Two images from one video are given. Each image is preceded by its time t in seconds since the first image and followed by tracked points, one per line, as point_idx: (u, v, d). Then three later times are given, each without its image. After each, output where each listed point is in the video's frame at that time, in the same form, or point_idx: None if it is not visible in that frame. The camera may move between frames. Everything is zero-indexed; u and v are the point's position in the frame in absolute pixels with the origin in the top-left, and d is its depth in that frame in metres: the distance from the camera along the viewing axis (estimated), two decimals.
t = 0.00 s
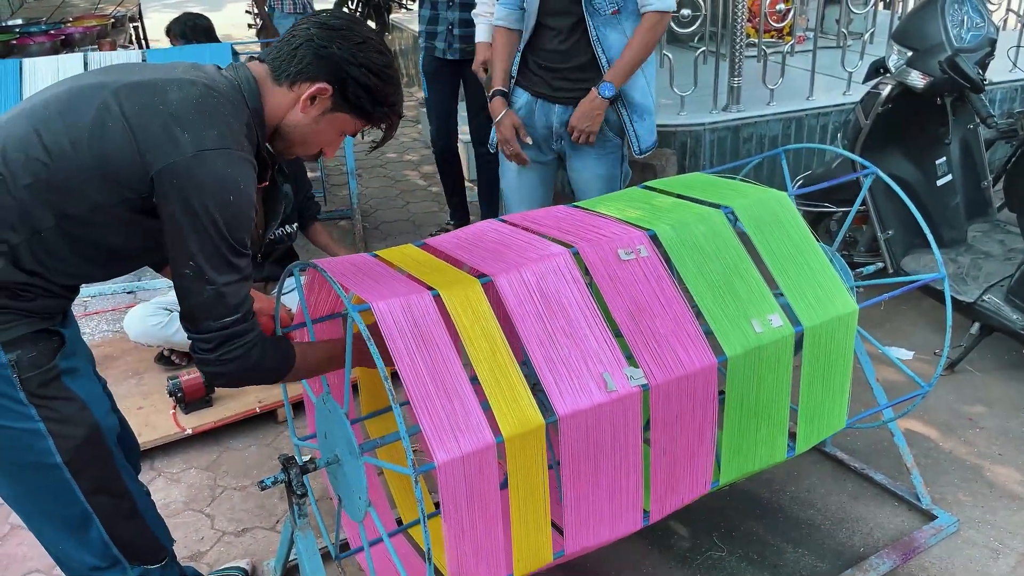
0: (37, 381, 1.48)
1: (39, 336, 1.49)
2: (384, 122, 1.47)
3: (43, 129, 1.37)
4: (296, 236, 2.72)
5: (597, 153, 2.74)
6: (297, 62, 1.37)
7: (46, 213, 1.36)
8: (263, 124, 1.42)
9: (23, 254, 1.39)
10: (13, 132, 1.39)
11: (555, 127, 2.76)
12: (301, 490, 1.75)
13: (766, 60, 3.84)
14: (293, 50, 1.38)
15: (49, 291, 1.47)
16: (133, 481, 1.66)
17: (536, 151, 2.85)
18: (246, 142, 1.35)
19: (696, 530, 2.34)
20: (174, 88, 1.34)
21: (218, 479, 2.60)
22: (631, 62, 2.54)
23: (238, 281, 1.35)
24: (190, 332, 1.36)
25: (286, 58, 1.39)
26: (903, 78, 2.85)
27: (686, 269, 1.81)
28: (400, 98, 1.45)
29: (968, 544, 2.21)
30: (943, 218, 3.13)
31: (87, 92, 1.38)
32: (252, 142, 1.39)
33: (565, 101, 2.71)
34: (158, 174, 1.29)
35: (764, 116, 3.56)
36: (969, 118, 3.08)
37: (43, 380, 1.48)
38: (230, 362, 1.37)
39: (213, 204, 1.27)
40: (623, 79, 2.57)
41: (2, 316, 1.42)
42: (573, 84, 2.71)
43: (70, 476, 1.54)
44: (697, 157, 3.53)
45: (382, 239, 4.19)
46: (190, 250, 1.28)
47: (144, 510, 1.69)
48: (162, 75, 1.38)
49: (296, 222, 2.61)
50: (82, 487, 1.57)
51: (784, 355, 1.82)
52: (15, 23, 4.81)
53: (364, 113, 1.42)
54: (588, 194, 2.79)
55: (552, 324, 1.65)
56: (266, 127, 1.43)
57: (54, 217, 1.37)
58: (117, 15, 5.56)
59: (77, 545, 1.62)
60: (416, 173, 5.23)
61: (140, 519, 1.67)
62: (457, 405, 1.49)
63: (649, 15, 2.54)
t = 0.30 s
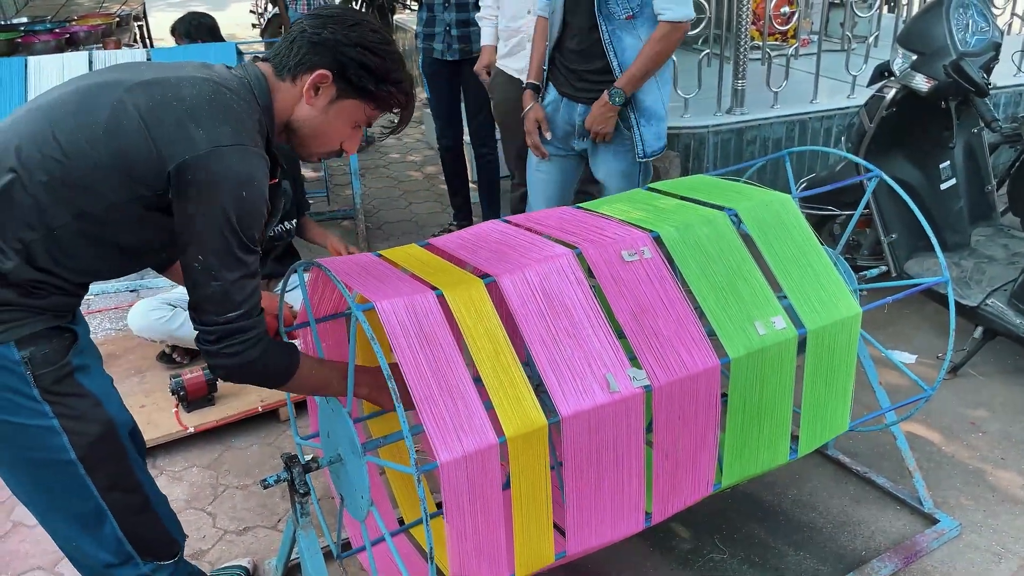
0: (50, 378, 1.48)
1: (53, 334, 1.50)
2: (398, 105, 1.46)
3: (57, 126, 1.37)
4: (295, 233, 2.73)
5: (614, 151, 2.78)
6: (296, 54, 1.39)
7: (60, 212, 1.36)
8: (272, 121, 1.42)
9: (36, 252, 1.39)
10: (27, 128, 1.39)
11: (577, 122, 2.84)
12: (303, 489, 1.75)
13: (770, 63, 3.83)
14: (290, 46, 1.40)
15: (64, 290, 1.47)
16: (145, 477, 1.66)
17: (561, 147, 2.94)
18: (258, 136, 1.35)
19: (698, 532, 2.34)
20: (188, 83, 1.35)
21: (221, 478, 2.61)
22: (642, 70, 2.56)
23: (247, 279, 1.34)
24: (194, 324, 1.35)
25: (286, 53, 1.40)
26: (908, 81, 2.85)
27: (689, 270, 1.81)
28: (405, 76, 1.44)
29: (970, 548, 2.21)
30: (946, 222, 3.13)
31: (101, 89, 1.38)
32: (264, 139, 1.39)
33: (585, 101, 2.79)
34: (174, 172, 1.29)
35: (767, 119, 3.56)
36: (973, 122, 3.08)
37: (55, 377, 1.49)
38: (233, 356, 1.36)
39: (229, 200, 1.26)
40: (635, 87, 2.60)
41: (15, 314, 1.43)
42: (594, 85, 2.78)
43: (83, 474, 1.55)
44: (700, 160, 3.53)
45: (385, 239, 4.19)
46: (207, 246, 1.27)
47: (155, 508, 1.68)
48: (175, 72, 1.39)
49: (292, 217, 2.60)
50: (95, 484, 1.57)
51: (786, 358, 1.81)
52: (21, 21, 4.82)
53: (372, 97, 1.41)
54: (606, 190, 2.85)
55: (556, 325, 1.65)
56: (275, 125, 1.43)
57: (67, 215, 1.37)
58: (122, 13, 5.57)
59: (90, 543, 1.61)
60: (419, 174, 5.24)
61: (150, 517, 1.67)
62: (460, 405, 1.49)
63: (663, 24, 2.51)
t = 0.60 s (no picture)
0: (68, 375, 1.49)
1: (71, 331, 1.50)
2: (412, 96, 1.47)
3: (80, 125, 1.37)
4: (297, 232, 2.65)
5: (621, 150, 2.80)
6: (308, 55, 1.40)
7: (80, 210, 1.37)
8: (290, 122, 1.44)
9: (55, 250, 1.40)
10: (49, 127, 1.39)
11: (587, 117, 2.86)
12: (309, 489, 1.75)
13: (775, 67, 3.84)
14: (301, 47, 1.41)
15: (82, 288, 1.48)
16: (158, 475, 1.67)
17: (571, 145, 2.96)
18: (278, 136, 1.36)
19: (701, 534, 2.34)
20: (209, 83, 1.35)
21: (225, 477, 2.61)
22: (653, 75, 2.56)
23: (271, 276, 1.36)
24: (217, 321, 1.36)
25: (297, 54, 1.42)
26: (914, 85, 2.84)
27: (694, 272, 1.82)
28: (416, 65, 1.45)
29: (973, 553, 2.21)
30: (951, 227, 3.13)
31: (122, 90, 1.38)
32: (283, 138, 1.40)
33: (595, 98, 2.80)
34: (198, 172, 1.29)
35: (772, 122, 3.56)
36: (978, 127, 3.08)
37: (73, 374, 1.50)
38: (256, 353, 1.38)
39: (254, 198, 1.28)
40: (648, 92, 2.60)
41: (32, 311, 1.43)
42: (604, 82, 2.79)
43: (99, 471, 1.55)
44: (705, 162, 3.53)
45: (390, 240, 4.20)
46: (232, 243, 1.29)
47: (167, 505, 1.69)
48: (196, 72, 1.40)
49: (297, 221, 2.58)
50: (111, 481, 1.57)
51: (790, 361, 1.82)
52: (29, 20, 4.84)
53: (387, 91, 1.42)
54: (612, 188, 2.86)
55: (562, 326, 1.65)
56: (293, 125, 1.44)
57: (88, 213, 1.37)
58: (129, 13, 5.59)
59: (104, 540, 1.62)
60: (424, 175, 5.25)
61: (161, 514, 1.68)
62: (467, 405, 1.50)
63: (675, 28, 2.52)
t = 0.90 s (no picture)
0: (80, 372, 1.50)
1: (82, 327, 1.51)
2: (420, 91, 1.48)
3: (92, 122, 1.38)
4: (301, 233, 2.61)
5: (621, 155, 2.80)
6: (315, 51, 1.41)
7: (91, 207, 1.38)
8: (299, 118, 1.44)
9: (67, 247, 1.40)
10: (61, 124, 1.40)
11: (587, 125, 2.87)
12: (312, 489, 1.76)
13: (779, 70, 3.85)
14: (308, 45, 1.42)
15: (94, 285, 1.48)
16: (167, 472, 1.68)
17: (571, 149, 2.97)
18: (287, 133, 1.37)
19: (704, 537, 2.35)
20: (220, 80, 1.36)
21: (229, 477, 2.62)
22: (650, 75, 2.57)
23: (272, 273, 1.36)
24: (216, 318, 1.37)
25: (305, 51, 1.43)
26: (918, 90, 2.86)
27: (697, 274, 1.82)
28: (424, 61, 1.46)
29: (976, 558, 2.21)
30: (955, 232, 3.13)
31: (134, 87, 1.39)
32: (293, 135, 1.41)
33: (596, 104, 2.82)
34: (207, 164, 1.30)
35: (777, 126, 3.57)
36: (982, 132, 3.08)
37: (84, 371, 1.50)
38: (252, 349, 1.39)
39: (262, 194, 1.29)
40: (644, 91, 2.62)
41: (45, 309, 1.44)
42: (604, 87, 2.79)
43: (109, 468, 1.56)
44: (709, 165, 3.54)
45: (394, 241, 4.21)
46: (239, 239, 1.29)
47: (175, 503, 1.70)
48: (207, 69, 1.41)
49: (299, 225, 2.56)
50: (121, 478, 1.58)
51: (794, 364, 1.82)
52: (36, 20, 4.86)
53: (394, 86, 1.43)
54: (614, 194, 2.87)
55: (565, 327, 1.66)
56: (302, 122, 1.45)
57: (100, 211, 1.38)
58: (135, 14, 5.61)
59: (112, 537, 1.63)
60: (428, 176, 5.26)
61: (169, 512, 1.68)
62: (470, 406, 1.50)
63: (669, 30, 2.53)
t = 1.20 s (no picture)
0: (90, 371, 1.50)
1: (93, 327, 1.51)
2: (422, 90, 1.48)
3: (99, 121, 1.39)
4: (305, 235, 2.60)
5: (617, 159, 2.81)
6: (321, 51, 1.40)
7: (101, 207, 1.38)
8: (304, 118, 1.45)
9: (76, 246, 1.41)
10: (70, 123, 1.41)
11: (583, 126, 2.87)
12: (318, 490, 1.76)
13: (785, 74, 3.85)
14: (315, 43, 1.42)
15: (103, 285, 1.49)
16: (177, 471, 1.68)
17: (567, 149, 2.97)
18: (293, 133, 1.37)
19: (707, 541, 2.34)
20: (225, 80, 1.37)
21: (233, 477, 2.63)
22: (662, 72, 2.57)
23: (287, 270, 1.37)
24: (232, 318, 1.38)
25: (311, 50, 1.42)
26: (925, 94, 2.85)
27: (705, 281, 1.82)
28: (427, 60, 1.47)
29: (981, 564, 2.20)
30: (960, 237, 3.12)
31: (140, 88, 1.40)
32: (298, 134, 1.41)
33: (591, 106, 2.81)
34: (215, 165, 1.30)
35: (782, 130, 3.57)
36: (988, 136, 3.08)
37: (95, 370, 1.51)
38: (270, 348, 1.40)
39: (269, 191, 1.29)
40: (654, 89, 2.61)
41: (55, 309, 1.45)
42: (603, 90, 2.79)
43: (120, 467, 1.56)
44: (714, 168, 3.54)
45: (399, 243, 4.22)
46: (247, 238, 1.30)
47: (185, 502, 1.70)
48: (212, 70, 1.42)
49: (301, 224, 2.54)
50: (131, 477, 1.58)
51: (800, 373, 1.82)
52: (43, 21, 4.89)
53: (399, 85, 1.44)
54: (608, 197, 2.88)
55: (572, 334, 1.66)
56: (306, 120, 1.46)
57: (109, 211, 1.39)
58: (142, 15, 5.64)
59: (122, 535, 1.63)
60: (433, 178, 5.27)
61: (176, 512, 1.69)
62: (477, 413, 1.51)
63: (687, 28, 2.53)
